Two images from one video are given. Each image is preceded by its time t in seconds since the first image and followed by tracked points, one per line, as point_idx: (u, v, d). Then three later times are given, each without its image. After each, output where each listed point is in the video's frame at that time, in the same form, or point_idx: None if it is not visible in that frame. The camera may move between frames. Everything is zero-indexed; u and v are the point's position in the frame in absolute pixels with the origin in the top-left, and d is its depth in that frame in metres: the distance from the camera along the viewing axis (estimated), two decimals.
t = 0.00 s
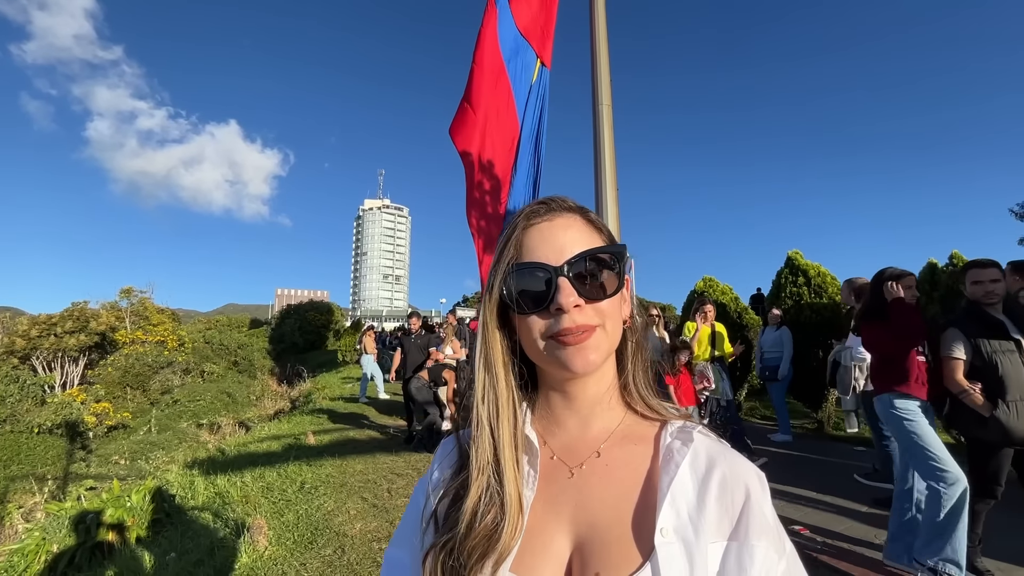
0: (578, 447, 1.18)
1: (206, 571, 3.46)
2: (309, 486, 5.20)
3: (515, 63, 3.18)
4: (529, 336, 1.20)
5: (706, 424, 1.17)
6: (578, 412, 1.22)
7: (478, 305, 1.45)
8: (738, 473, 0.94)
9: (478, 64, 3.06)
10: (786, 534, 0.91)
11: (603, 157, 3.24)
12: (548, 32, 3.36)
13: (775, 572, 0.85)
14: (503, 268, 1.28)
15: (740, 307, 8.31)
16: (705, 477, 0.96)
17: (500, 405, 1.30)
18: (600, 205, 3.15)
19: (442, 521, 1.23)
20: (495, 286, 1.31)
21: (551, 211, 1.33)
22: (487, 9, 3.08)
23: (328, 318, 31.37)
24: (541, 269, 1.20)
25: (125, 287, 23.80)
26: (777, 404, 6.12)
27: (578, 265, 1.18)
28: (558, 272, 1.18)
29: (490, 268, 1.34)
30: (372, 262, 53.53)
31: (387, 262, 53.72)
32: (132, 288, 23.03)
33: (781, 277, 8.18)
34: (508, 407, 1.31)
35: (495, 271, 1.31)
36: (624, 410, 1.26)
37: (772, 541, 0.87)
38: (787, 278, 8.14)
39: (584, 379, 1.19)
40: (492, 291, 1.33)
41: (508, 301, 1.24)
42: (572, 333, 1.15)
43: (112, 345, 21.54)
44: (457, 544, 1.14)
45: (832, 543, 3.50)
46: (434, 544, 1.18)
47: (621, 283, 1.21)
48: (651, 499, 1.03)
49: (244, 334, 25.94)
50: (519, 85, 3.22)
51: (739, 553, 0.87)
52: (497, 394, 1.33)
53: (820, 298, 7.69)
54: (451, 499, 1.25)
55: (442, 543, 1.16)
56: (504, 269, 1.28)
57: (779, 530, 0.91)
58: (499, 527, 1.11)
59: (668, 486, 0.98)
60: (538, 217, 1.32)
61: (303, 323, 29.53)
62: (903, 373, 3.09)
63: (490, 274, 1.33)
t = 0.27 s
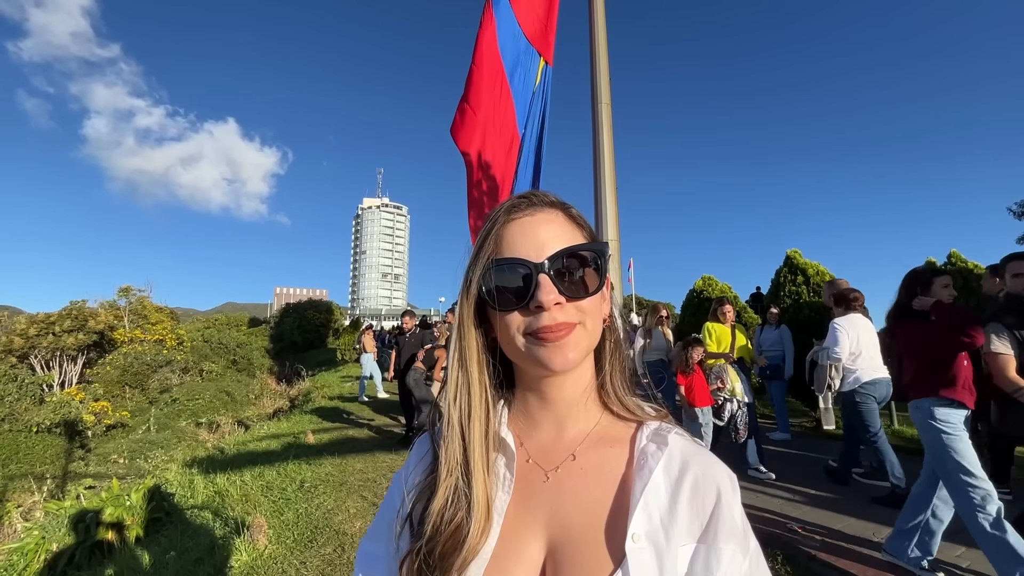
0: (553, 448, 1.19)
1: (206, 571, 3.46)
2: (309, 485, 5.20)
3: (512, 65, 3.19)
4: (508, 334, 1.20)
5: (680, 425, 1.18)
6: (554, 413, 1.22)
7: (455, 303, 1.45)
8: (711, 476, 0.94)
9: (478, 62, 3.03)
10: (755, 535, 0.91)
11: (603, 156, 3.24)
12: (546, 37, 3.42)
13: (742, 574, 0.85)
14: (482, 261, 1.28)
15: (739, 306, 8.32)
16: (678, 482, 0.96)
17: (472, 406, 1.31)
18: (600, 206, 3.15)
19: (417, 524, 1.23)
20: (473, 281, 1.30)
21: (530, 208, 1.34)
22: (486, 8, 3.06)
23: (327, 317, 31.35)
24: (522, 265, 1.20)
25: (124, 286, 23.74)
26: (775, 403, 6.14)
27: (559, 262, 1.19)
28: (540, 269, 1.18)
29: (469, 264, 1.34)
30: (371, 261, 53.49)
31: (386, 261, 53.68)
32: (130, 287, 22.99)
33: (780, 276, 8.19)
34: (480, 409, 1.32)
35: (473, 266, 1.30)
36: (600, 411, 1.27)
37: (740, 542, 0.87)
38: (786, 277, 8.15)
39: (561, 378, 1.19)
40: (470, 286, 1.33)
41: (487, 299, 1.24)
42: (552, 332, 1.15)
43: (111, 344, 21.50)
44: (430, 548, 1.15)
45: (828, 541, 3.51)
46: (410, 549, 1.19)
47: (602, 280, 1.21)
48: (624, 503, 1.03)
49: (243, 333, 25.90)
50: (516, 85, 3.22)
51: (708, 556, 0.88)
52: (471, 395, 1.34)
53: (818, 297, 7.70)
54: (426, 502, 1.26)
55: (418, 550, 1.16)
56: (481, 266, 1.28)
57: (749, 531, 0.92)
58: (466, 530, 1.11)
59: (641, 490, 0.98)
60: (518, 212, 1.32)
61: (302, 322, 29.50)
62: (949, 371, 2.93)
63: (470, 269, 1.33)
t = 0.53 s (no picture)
0: (547, 446, 1.19)
1: (206, 569, 3.47)
2: (308, 483, 5.21)
3: (512, 61, 3.19)
4: (502, 335, 1.20)
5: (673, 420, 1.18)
6: (546, 410, 1.22)
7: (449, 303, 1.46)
8: (703, 470, 0.94)
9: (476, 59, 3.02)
10: (748, 528, 0.91)
11: (602, 153, 3.23)
12: (547, 36, 3.45)
13: (734, 567, 0.86)
14: (475, 263, 1.29)
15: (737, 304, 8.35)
16: (670, 477, 0.96)
17: (462, 405, 1.32)
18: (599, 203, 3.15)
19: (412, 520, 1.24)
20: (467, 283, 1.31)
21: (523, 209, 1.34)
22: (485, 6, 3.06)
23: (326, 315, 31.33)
24: (514, 267, 1.20)
25: (122, 284, 23.70)
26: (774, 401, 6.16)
27: (552, 262, 1.19)
28: (531, 269, 1.18)
29: (464, 265, 1.34)
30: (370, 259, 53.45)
31: (385, 260, 53.64)
32: (129, 285, 22.98)
33: (778, 274, 8.20)
34: (469, 407, 1.33)
35: (468, 268, 1.31)
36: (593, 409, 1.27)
37: (732, 537, 0.87)
38: (785, 275, 8.16)
39: (553, 379, 1.19)
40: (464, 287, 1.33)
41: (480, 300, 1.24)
42: (545, 332, 1.15)
43: (109, 342, 21.48)
44: (424, 544, 1.15)
45: (827, 538, 3.52)
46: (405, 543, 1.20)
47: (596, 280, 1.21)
48: (616, 498, 1.04)
49: (242, 331, 25.89)
50: (515, 82, 3.22)
51: (699, 551, 0.88)
52: (464, 393, 1.35)
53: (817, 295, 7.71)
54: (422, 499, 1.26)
55: (413, 544, 1.16)
56: (475, 267, 1.29)
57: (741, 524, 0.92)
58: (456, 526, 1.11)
59: (634, 485, 0.98)
60: (511, 213, 1.32)
61: (301, 320, 29.48)
62: (1006, 368, 2.70)
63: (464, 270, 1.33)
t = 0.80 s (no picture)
0: (566, 442, 1.20)
1: (206, 566, 3.48)
2: (308, 481, 5.21)
3: (513, 60, 3.15)
4: (509, 340, 1.22)
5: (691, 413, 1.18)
6: (563, 408, 1.22)
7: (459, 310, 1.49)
8: (721, 460, 0.95)
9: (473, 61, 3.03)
10: (767, 515, 0.92)
11: (603, 153, 3.22)
12: (553, 33, 3.38)
13: (754, 553, 0.86)
14: (480, 272, 1.31)
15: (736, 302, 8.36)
16: (689, 467, 0.97)
17: (474, 405, 1.34)
18: (598, 203, 3.14)
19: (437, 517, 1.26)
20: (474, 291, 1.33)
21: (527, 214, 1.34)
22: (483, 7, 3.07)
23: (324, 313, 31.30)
24: (514, 272, 1.22)
25: (121, 282, 23.66)
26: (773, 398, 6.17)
27: (552, 266, 1.19)
28: (532, 275, 1.19)
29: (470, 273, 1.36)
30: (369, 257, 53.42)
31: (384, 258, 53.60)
32: (128, 282, 22.96)
33: (778, 272, 8.20)
34: (481, 403, 1.35)
35: (474, 276, 1.33)
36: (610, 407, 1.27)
37: (753, 524, 0.87)
38: (784, 273, 8.16)
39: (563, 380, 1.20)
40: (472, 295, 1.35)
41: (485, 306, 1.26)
42: (548, 336, 1.15)
43: (108, 340, 21.46)
44: (444, 539, 1.17)
45: (829, 536, 3.53)
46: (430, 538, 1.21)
47: (598, 283, 1.21)
48: (638, 490, 1.03)
49: (241, 329, 25.87)
50: (518, 76, 3.19)
51: (720, 538, 0.88)
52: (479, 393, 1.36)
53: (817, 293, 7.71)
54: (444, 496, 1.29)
55: (436, 540, 1.18)
56: (479, 276, 1.31)
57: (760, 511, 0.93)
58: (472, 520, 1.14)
59: (654, 476, 0.98)
60: (516, 220, 1.33)
61: (300, 318, 29.46)
62: None
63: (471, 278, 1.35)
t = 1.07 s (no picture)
0: (590, 436, 1.19)
1: (206, 562, 3.49)
2: (307, 478, 5.23)
3: (514, 62, 3.14)
4: (532, 343, 1.22)
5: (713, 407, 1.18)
6: (588, 404, 1.22)
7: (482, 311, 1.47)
8: (744, 452, 0.96)
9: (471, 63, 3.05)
10: (792, 504, 0.93)
11: (602, 155, 3.22)
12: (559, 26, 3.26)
13: (783, 541, 0.88)
14: (503, 277, 1.30)
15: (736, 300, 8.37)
16: (714, 457, 0.97)
17: (500, 404, 1.32)
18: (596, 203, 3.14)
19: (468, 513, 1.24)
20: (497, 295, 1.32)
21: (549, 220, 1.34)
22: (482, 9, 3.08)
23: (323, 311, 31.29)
24: (536, 277, 1.22)
25: (120, 280, 23.66)
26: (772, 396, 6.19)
27: (575, 271, 1.19)
28: (555, 280, 1.19)
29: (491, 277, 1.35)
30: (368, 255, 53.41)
31: (383, 255, 53.57)
32: (127, 280, 22.97)
33: (777, 269, 8.20)
34: (507, 403, 1.33)
35: (496, 281, 1.32)
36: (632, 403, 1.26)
37: (780, 512, 0.89)
38: (783, 271, 8.16)
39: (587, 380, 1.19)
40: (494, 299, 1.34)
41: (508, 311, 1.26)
42: (570, 340, 1.16)
43: (107, 337, 21.46)
44: (477, 536, 1.15)
45: (829, 534, 3.55)
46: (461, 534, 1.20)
47: (618, 287, 1.21)
48: (664, 481, 1.03)
49: (239, 327, 25.86)
50: (518, 68, 3.16)
51: (749, 527, 0.89)
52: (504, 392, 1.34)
53: (816, 291, 7.70)
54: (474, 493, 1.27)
55: (468, 534, 1.17)
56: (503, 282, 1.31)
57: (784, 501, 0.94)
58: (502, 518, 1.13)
59: (681, 467, 0.98)
60: (538, 225, 1.33)
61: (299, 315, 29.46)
62: None
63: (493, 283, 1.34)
